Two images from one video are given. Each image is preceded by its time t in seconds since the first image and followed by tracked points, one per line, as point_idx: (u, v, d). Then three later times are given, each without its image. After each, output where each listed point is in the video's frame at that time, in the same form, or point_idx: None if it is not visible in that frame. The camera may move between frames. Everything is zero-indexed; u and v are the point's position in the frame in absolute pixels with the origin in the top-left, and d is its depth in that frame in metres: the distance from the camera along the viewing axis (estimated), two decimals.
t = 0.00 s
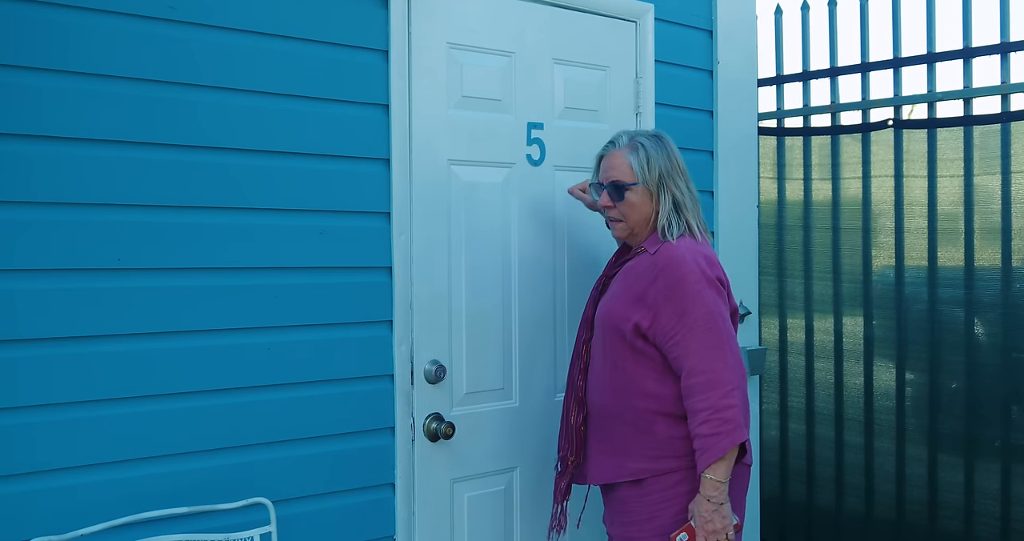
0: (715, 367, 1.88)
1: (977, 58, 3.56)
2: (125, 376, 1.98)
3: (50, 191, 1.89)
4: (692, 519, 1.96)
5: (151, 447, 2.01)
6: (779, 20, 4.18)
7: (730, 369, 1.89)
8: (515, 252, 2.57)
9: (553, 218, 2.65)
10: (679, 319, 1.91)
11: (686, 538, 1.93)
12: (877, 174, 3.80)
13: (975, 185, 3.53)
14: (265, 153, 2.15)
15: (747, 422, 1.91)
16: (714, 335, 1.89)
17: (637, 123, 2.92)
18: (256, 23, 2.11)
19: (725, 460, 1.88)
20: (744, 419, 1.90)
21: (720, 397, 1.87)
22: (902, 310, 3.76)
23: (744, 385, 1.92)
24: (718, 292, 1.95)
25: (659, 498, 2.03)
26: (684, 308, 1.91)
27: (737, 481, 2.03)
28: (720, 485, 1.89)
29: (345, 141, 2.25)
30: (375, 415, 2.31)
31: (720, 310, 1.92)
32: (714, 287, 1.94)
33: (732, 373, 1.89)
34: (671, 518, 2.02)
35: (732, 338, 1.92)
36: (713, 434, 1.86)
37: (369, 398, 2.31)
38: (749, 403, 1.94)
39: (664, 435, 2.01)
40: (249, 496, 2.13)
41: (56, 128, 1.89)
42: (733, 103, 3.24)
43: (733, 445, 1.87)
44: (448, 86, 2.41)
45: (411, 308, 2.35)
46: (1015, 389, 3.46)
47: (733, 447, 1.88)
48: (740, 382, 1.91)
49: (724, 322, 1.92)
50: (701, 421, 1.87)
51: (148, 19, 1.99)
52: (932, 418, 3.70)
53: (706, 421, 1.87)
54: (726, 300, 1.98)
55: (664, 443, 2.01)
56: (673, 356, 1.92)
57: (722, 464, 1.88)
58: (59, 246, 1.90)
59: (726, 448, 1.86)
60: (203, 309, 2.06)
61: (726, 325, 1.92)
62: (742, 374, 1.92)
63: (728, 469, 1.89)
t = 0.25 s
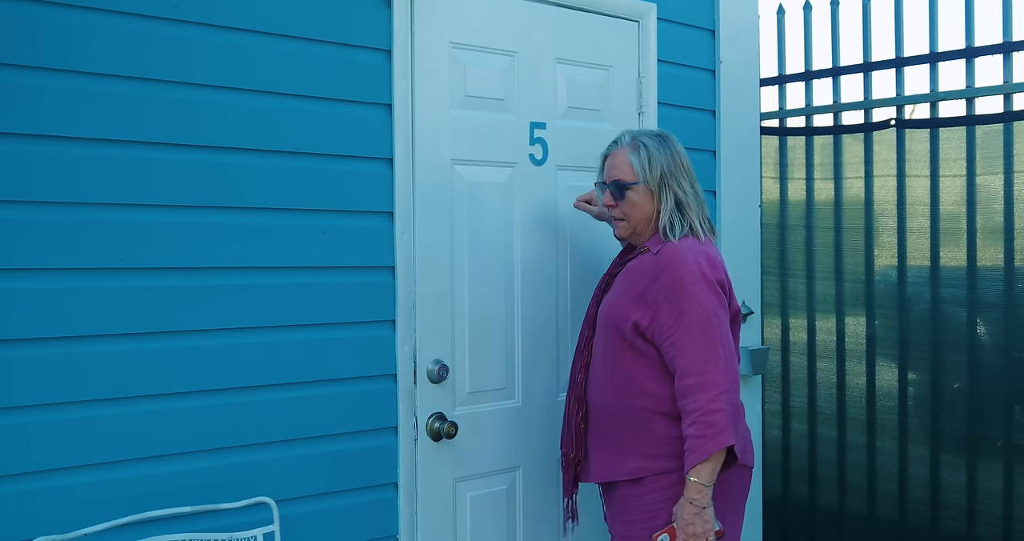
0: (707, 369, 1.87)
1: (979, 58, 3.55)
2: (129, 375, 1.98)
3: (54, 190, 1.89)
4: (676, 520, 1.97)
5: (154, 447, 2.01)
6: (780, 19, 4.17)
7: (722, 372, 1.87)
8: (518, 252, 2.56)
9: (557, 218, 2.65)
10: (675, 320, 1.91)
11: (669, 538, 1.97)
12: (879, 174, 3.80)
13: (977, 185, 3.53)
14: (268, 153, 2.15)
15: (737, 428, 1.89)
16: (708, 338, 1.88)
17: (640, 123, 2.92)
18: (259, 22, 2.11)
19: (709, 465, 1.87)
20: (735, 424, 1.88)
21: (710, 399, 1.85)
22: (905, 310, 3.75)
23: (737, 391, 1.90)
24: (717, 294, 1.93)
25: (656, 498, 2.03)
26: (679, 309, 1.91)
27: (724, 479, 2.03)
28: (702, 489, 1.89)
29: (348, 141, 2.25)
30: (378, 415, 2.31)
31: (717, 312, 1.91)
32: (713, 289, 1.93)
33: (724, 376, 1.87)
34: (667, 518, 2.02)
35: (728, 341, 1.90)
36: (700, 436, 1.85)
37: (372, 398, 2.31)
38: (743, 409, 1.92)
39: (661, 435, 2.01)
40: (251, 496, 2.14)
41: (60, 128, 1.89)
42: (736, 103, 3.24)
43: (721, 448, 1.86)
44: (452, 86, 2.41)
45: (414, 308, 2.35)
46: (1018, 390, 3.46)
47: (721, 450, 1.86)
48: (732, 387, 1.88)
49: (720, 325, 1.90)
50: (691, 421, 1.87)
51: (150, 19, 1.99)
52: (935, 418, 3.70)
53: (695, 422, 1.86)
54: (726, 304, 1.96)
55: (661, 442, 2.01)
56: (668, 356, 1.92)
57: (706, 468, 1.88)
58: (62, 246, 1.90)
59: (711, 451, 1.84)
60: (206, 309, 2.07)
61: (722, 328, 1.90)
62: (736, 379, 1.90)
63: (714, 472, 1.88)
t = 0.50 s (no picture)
0: (703, 371, 1.86)
1: (980, 57, 3.55)
2: (131, 374, 1.98)
3: (56, 189, 1.89)
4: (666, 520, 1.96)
5: (156, 445, 2.02)
6: (782, 19, 4.18)
7: (719, 374, 1.86)
8: (519, 251, 2.57)
9: (558, 217, 2.65)
10: (672, 320, 1.91)
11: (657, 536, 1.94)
12: (881, 173, 3.80)
13: (979, 184, 3.53)
14: (269, 152, 2.15)
15: (734, 429, 1.88)
16: (705, 339, 1.87)
17: (641, 122, 2.92)
18: (261, 21, 2.12)
19: (703, 465, 1.87)
20: (732, 425, 1.88)
21: (707, 400, 1.85)
22: (906, 309, 3.75)
23: (735, 392, 1.89)
24: (715, 296, 1.92)
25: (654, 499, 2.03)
26: (676, 310, 1.90)
27: (717, 479, 2.05)
28: (696, 489, 1.89)
29: (350, 140, 2.25)
30: (379, 414, 2.31)
31: (715, 314, 1.90)
32: (711, 291, 1.92)
33: (721, 378, 1.86)
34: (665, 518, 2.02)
35: (726, 343, 1.90)
36: (696, 437, 1.85)
37: (373, 397, 2.31)
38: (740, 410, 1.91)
39: (659, 435, 2.01)
40: (253, 495, 2.14)
41: (62, 127, 1.89)
42: (737, 102, 3.24)
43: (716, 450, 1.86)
44: (453, 85, 2.42)
45: (415, 307, 2.36)
46: (1020, 389, 3.46)
47: (716, 451, 1.86)
48: (729, 389, 1.88)
49: (717, 327, 1.89)
50: (687, 422, 1.87)
51: (152, 18, 1.99)
52: (936, 417, 3.70)
53: (691, 423, 1.86)
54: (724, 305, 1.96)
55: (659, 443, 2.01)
56: (665, 357, 1.92)
57: (699, 468, 1.88)
58: (64, 244, 1.90)
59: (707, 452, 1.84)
60: (208, 308, 2.07)
61: (720, 329, 1.90)
62: (734, 381, 1.90)
63: (706, 473, 1.88)
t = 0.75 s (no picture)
0: (702, 368, 1.86)
1: (981, 56, 3.55)
2: (131, 372, 1.98)
3: (57, 187, 1.89)
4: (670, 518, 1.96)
5: (156, 444, 2.02)
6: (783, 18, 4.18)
7: (718, 371, 1.86)
8: (519, 250, 2.56)
9: (558, 216, 2.65)
10: (670, 319, 1.91)
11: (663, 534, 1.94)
12: (882, 172, 3.79)
13: (979, 183, 3.53)
14: (270, 150, 2.15)
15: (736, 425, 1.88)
16: (703, 337, 1.87)
17: (642, 121, 2.92)
18: (261, 19, 2.12)
19: (705, 462, 1.87)
20: (733, 422, 1.88)
21: (707, 398, 1.85)
22: (907, 309, 3.75)
23: (735, 388, 1.89)
24: (712, 293, 1.92)
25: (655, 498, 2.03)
26: (673, 308, 1.90)
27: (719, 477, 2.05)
28: (699, 487, 1.88)
29: (350, 139, 2.25)
30: (380, 413, 2.31)
31: (712, 310, 1.90)
32: (707, 288, 1.92)
33: (720, 375, 1.86)
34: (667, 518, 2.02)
35: (725, 340, 1.90)
36: (698, 435, 1.85)
37: (374, 396, 2.30)
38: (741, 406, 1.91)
39: (659, 435, 2.01)
40: (253, 493, 2.14)
41: (63, 125, 1.89)
42: (737, 101, 3.23)
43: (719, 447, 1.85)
44: (454, 84, 2.41)
45: (416, 306, 2.36)
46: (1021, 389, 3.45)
47: (719, 449, 1.86)
48: (730, 385, 1.88)
49: (715, 323, 1.89)
50: (688, 421, 1.87)
51: (153, 16, 1.99)
52: (936, 416, 3.69)
53: (691, 422, 1.86)
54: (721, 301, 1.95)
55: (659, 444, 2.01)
56: (664, 356, 1.92)
57: (702, 465, 1.87)
58: (65, 243, 1.90)
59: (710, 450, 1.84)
60: (208, 306, 2.07)
61: (718, 326, 1.89)
62: (734, 377, 1.90)
63: (709, 471, 1.88)
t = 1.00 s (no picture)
0: (707, 366, 1.86)
1: (983, 55, 3.55)
2: (133, 370, 1.99)
3: (58, 185, 1.90)
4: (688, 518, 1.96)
5: (158, 442, 2.02)
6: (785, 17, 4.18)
7: (723, 367, 1.87)
8: (521, 249, 2.56)
9: (559, 215, 2.65)
10: (671, 318, 1.90)
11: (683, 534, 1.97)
12: (883, 171, 3.79)
13: (981, 182, 3.52)
14: (272, 149, 2.15)
15: (744, 419, 1.89)
16: (705, 333, 1.87)
17: (643, 120, 2.91)
18: (263, 18, 2.12)
19: (718, 460, 1.87)
20: (740, 417, 1.88)
21: (713, 395, 1.85)
22: (908, 308, 3.75)
23: (741, 383, 1.90)
24: (711, 289, 1.92)
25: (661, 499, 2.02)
26: (674, 307, 1.90)
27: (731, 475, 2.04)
28: (713, 486, 1.89)
29: (351, 137, 2.25)
30: (381, 411, 2.31)
31: (714, 306, 1.90)
32: (707, 284, 1.92)
33: (725, 371, 1.87)
34: (673, 519, 2.02)
35: (727, 335, 1.90)
36: (708, 434, 1.85)
37: (375, 395, 2.30)
38: (747, 400, 1.92)
39: (663, 436, 2.01)
40: (255, 491, 2.14)
41: (64, 123, 1.90)
42: (739, 100, 3.23)
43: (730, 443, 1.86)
44: (455, 82, 2.41)
45: (417, 304, 2.36)
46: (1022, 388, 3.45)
47: (729, 445, 1.86)
48: (735, 381, 1.88)
49: (717, 319, 1.89)
50: (695, 420, 1.87)
51: (155, 14, 1.99)
52: (938, 416, 3.69)
53: (699, 420, 1.86)
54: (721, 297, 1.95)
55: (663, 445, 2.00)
56: (667, 355, 1.92)
57: (715, 464, 1.88)
58: (66, 241, 1.90)
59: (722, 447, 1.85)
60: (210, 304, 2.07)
61: (720, 322, 1.89)
62: (738, 372, 1.90)
63: (722, 469, 1.88)
